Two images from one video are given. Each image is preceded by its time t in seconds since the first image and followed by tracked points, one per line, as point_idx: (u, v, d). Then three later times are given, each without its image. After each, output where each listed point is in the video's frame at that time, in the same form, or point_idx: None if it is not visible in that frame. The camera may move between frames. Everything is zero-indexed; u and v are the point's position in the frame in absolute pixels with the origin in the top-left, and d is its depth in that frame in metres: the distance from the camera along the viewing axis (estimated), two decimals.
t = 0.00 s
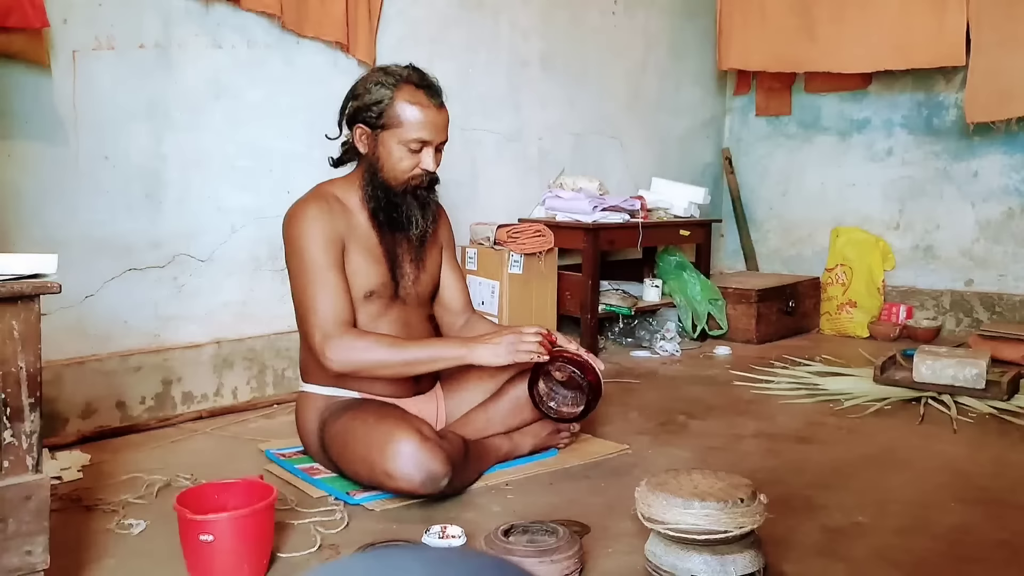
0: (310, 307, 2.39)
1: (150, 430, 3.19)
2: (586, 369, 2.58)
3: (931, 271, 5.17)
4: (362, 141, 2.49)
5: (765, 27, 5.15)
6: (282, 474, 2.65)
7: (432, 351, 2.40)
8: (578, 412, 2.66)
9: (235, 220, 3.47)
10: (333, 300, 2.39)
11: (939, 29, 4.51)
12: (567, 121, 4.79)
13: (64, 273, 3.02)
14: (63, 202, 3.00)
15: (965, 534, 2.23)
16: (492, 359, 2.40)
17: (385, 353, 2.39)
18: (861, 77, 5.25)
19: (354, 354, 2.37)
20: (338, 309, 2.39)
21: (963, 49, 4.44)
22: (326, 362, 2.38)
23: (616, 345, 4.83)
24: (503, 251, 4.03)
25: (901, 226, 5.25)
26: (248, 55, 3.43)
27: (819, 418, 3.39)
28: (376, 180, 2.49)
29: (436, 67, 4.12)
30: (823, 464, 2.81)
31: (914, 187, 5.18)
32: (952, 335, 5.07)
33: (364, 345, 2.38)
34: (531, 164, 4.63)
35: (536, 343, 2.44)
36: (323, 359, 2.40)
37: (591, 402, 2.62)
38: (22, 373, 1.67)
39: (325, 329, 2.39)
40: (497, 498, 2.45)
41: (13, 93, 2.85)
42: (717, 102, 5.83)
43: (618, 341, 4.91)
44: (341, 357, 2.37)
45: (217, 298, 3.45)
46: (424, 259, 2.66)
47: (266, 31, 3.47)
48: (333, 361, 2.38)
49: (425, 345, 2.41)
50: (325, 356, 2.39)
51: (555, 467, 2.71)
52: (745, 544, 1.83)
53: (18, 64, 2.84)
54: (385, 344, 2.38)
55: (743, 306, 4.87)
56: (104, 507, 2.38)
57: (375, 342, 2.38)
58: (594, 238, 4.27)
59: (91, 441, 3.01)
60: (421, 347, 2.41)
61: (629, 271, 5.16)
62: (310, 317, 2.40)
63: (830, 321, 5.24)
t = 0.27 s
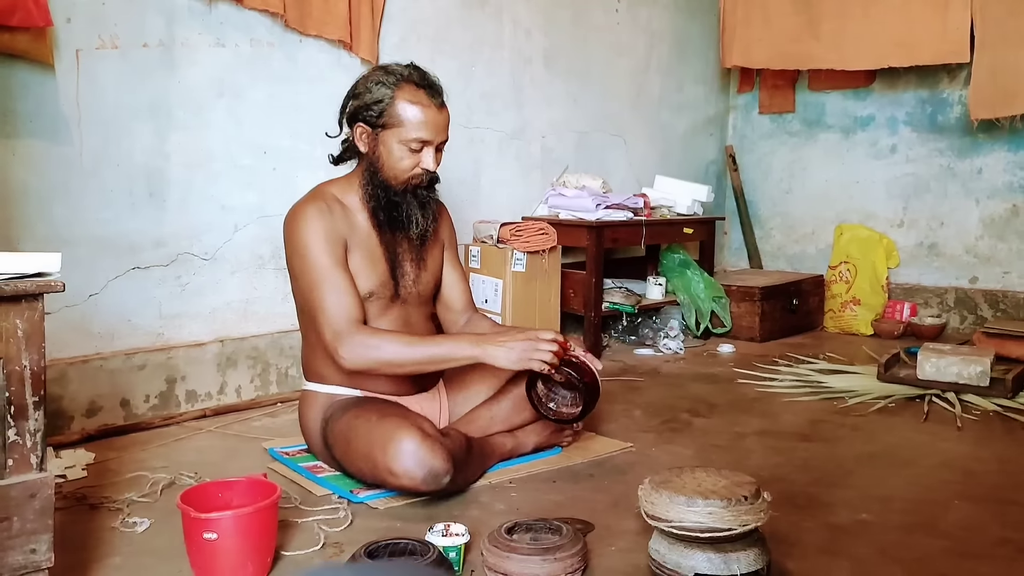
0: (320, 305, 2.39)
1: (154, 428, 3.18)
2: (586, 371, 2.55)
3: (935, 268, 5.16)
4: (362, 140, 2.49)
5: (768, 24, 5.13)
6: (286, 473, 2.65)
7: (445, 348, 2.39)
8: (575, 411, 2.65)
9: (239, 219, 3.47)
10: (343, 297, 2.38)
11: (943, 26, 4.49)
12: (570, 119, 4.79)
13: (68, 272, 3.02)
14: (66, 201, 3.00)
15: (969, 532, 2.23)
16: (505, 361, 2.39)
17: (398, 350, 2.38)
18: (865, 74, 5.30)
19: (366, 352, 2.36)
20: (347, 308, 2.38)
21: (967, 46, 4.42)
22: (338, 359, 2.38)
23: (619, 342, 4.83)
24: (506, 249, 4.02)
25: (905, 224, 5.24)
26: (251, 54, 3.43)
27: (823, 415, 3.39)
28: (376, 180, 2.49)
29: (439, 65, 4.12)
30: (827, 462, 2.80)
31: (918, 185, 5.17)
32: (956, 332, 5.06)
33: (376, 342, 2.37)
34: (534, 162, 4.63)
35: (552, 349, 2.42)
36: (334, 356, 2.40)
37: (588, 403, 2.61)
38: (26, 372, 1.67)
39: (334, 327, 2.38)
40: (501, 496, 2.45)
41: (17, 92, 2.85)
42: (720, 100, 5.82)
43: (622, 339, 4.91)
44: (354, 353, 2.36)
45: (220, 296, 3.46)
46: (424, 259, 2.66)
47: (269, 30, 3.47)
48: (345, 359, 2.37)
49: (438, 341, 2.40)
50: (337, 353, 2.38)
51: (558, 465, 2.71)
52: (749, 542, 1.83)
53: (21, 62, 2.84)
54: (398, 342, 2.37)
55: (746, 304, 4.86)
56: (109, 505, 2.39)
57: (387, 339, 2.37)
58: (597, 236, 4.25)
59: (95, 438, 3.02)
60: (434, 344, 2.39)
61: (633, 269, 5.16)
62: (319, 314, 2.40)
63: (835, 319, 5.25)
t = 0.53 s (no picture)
0: (318, 305, 2.39)
1: (158, 427, 3.19)
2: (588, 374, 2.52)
3: (940, 266, 5.15)
4: (365, 137, 2.49)
5: (772, 22, 5.12)
6: (290, 471, 2.66)
7: (439, 345, 2.40)
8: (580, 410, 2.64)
9: (243, 218, 3.48)
10: (340, 296, 2.39)
11: (947, 23, 4.47)
12: (574, 117, 4.78)
13: (73, 271, 3.03)
14: (70, 201, 3.00)
15: (975, 530, 2.22)
16: (500, 355, 2.39)
17: (393, 348, 2.39)
18: (867, 72, 5.26)
19: (362, 349, 2.37)
20: (344, 305, 2.39)
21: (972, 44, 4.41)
22: (333, 356, 2.38)
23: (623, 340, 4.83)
24: (510, 247, 4.03)
25: (910, 221, 5.23)
26: (255, 53, 3.43)
27: (828, 413, 3.39)
28: (380, 176, 2.49)
29: (443, 64, 4.11)
30: (832, 460, 2.80)
31: (923, 182, 5.16)
32: (961, 330, 5.05)
33: (371, 340, 2.38)
34: (537, 160, 4.63)
35: (545, 343, 2.44)
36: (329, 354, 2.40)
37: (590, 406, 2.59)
38: (32, 371, 1.68)
39: (331, 324, 2.39)
40: (505, 494, 2.45)
41: (21, 92, 2.86)
42: (724, 97, 5.82)
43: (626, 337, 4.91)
44: (350, 351, 2.37)
45: (225, 295, 3.46)
46: (425, 257, 2.66)
47: (273, 29, 3.47)
48: (340, 357, 2.37)
49: (431, 340, 2.42)
50: (333, 351, 2.38)
51: (562, 463, 2.71)
52: (754, 540, 1.83)
53: (24, 62, 2.85)
54: (392, 339, 2.38)
55: (751, 302, 4.86)
56: (114, 504, 2.39)
57: (382, 337, 2.38)
58: (601, 234, 4.25)
59: (99, 437, 3.02)
60: (429, 342, 2.41)
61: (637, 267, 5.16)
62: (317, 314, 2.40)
63: (839, 316, 5.23)
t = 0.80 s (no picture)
0: (322, 303, 2.39)
1: (164, 425, 3.19)
2: (592, 389, 2.47)
3: (946, 263, 5.14)
4: (367, 134, 2.50)
5: (776, 19, 5.11)
6: (296, 470, 2.66)
7: (446, 349, 2.37)
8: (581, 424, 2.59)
9: (248, 217, 3.48)
10: (345, 296, 2.39)
11: (953, 19, 4.46)
12: (578, 115, 4.78)
13: (80, 270, 3.04)
14: (76, 200, 3.01)
15: (981, 528, 2.22)
16: (506, 364, 2.35)
17: (399, 349, 2.37)
18: (874, 67, 5.25)
19: (368, 350, 2.35)
20: (349, 305, 2.39)
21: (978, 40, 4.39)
22: (340, 356, 2.37)
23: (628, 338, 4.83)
24: (515, 245, 4.04)
25: (915, 218, 5.22)
26: (259, 51, 3.43)
27: (833, 411, 3.38)
28: (381, 173, 2.49)
29: (447, 62, 4.11)
30: (838, 458, 2.79)
31: (928, 179, 5.14)
32: (967, 327, 5.03)
33: (378, 341, 2.36)
34: (542, 158, 4.62)
35: (553, 351, 2.38)
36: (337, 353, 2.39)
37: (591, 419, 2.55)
38: (38, 370, 1.68)
39: (338, 324, 2.38)
40: (510, 493, 2.46)
41: (26, 91, 2.87)
42: (729, 94, 5.80)
43: (631, 335, 4.90)
44: (357, 350, 2.36)
45: (230, 294, 3.47)
46: (428, 256, 2.66)
47: (277, 28, 3.48)
48: (347, 357, 2.37)
49: (439, 343, 2.39)
50: (340, 350, 2.38)
51: (567, 461, 2.71)
52: (759, 538, 1.83)
53: (30, 61, 2.85)
54: (398, 340, 2.37)
55: (756, 299, 4.85)
56: (121, 502, 2.40)
57: (389, 338, 2.37)
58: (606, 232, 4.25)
59: (106, 436, 3.02)
60: (436, 345, 2.38)
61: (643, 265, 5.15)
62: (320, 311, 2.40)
63: (844, 314, 5.22)
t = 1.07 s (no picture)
0: (330, 295, 2.38)
1: (170, 424, 3.20)
2: (603, 385, 2.46)
3: (952, 260, 5.12)
4: (376, 134, 2.49)
5: (782, 17, 5.09)
6: (301, 468, 2.67)
7: (456, 341, 2.39)
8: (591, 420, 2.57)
9: (253, 215, 3.49)
10: (354, 287, 2.38)
11: (959, 15, 4.44)
12: (583, 113, 4.77)
13: (85, 269, 3.05)
14: (82, 199, 3.02)
15: (988, 526, 2.21)
16: (516, 354, 2.37)
17: (409, 340, 2.37)
18: (880, 64, 5.23)
19: (378, 341, 2.34)
20: (358, 296, 2.38)
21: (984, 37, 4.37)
22: (349, 349, 2.36)
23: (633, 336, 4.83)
24: (519, 244, 4.02)
25: (922, 215, 5.20)
26: (264, 50, 3.44)
27: (839, 408, 3.37)
28: (390, 173, 2.49)
29: (452, 60, 4.11)
30: (843, 456, 2.79)
31: (934, 175, 5.13)
32: (974, 324, 5.01)
33: (388, 332, 2.36)
34: (546, 156, 4.62)
35: (563, 343, 2.42)
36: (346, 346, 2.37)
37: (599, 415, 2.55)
38: (43, 369, 1.68)
39: (347, 316, 2.37)
40: (515, 491, 2.45)
41: (31, 91, 2.87)
42: (734, 91, 5.79)
43: (637, 332, 4.90)
44: (367, 343, 2.34)
45: (236, 293, 3.48)
46: (435, 254, 2.66)
47: (281, 27, 3.48)
48: (357, 348, 2.35)
49: (448, 335, 2.40)
50: (349, 343, 2.36)
51: (572, 459, 2.71)
52: (765, 536, 1.82)
53: (35, 61, 2.86)
54: (409, 332, 2.36)
55: (761, 297, 4.84)
56: (126, 501, 2.40)
57: (399, 329, 2.36)
58: (610, 230, 4.24)
59: (112, 434, 3.03)
60: (444, 337, 2.39)
61: (648, 263, 5.15)
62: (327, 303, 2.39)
63: (850, 312, 5.21)
